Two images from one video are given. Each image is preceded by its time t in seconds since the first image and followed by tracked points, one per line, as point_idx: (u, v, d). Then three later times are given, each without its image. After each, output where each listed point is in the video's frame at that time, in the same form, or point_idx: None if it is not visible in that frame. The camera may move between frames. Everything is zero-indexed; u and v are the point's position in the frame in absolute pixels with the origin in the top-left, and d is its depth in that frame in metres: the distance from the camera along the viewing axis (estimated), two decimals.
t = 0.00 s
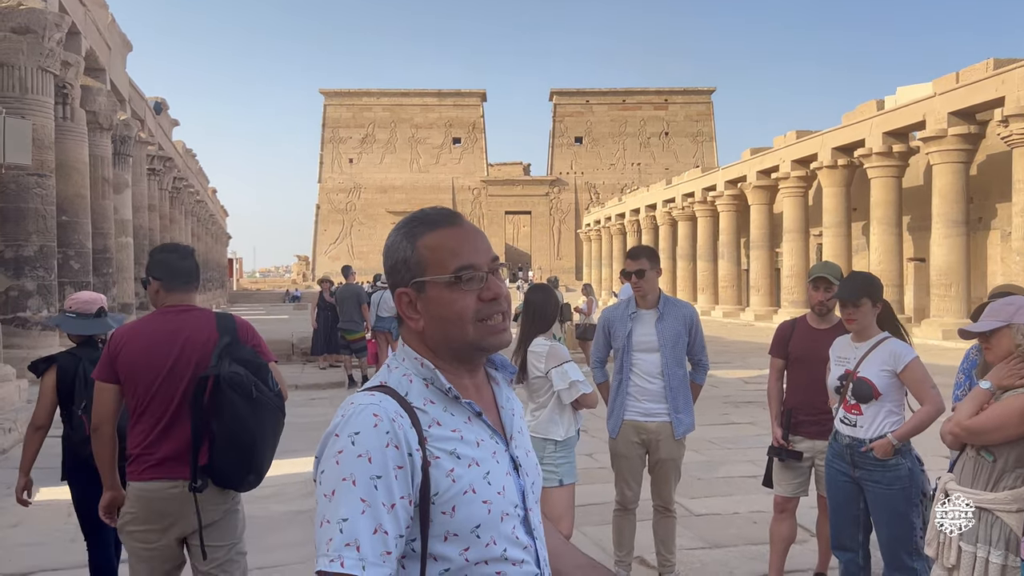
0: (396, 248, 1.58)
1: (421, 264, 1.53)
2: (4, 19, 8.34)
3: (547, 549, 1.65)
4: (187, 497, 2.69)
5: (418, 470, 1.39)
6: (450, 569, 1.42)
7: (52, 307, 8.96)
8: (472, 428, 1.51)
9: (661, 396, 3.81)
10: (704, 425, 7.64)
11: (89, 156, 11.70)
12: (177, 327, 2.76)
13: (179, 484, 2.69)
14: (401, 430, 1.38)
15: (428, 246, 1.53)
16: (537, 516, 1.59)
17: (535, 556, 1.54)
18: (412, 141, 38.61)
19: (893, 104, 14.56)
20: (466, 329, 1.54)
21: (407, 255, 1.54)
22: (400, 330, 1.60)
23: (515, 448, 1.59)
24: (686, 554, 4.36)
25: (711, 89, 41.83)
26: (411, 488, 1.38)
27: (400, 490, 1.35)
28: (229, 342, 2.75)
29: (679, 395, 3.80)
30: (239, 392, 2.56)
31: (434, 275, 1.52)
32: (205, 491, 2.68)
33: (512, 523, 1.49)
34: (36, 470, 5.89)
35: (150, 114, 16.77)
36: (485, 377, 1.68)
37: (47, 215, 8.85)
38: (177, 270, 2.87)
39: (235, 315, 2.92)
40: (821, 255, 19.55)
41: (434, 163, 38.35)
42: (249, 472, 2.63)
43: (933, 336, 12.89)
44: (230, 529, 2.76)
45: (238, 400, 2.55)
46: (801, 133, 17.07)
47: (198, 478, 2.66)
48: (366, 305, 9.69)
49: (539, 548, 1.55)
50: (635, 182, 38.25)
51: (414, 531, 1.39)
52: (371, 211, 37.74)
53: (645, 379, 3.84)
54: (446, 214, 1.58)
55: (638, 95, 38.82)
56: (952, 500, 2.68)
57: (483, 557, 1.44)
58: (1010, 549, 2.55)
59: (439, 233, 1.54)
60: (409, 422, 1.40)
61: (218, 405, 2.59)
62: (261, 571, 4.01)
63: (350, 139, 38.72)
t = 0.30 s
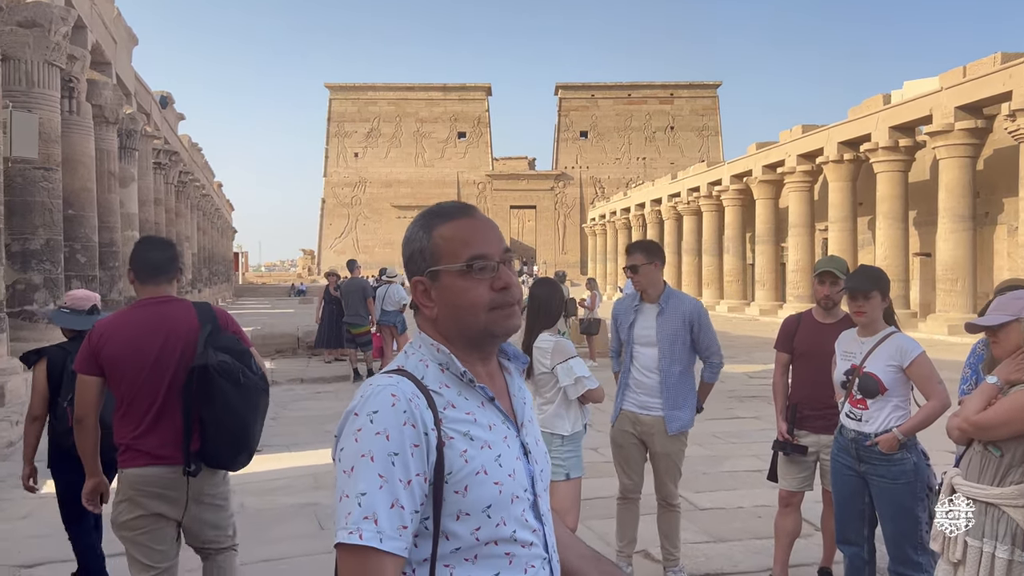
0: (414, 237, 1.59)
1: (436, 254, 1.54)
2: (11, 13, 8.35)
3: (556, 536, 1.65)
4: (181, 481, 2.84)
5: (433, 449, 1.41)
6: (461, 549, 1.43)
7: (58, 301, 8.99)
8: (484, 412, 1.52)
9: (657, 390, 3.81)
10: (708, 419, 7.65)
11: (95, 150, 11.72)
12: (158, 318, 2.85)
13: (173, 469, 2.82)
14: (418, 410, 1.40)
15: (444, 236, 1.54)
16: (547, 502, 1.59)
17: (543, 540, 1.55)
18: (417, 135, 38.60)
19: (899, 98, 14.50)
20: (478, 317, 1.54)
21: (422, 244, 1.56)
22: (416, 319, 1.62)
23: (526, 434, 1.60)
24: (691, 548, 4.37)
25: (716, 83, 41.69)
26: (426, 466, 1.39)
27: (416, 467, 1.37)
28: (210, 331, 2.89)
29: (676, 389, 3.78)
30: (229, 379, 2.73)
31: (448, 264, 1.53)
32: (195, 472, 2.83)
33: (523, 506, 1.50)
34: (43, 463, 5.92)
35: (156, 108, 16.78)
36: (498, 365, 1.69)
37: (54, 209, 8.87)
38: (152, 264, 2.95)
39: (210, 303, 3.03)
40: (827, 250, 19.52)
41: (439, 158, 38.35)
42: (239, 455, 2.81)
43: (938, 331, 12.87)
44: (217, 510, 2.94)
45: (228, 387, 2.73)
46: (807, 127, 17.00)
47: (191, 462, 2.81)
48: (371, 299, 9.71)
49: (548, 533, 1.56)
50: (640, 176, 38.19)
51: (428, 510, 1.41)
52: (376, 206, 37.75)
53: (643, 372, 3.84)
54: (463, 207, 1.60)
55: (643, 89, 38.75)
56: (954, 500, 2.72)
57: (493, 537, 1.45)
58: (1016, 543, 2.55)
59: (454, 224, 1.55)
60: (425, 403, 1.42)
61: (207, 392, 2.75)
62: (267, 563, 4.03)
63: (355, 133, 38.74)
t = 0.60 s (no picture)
0: (424, 232, 1.59)
1: (444, 249, 1.54)
2: (15, 7, 8.36)
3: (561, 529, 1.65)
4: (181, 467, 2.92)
5: (438, 437, 1.42)
6: (463, 536, 1.44)
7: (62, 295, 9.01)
8: (490, 403, 1.52)
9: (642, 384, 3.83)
10: (711, 414, 7.65)
11: (99, 144, 11.74)
12: (151, 314, 2.91)
13: (172, 456, 2.90)
14: (424, 398, 1.41)
15: (453, 232, 1.54)
16: (551, 495, 1.60)
17: (547, 532, 1.55)
18: (420, 130, 38.60)
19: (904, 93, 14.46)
20: (486, 309, 1.54)
21: (432, 239, 1.56)
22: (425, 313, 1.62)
23: (532, 427, 1.60)
24: (694, 543, 4.37)
25: (720, 78, 41.59)
26: (431, 453, 1.41)
27: (420, 453, 1.38)
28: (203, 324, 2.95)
29: (659, 384, 3.77)
30: (222, 368, 2.80)
31: (456, 259, 1.53)
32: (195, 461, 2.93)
33: (525, 497, 1.51)
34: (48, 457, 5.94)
35: (160, 103, 16.80)
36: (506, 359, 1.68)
37: (58, 203, 8.89)
38: (140, 263, 2.98)
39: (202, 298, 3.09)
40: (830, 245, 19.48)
41: (443, 153, 38.36)
42: (235, 439, 2.88)
43: (942, 327, 12.86)
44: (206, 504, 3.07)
45: (220, 375, 2.79)
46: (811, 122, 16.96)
47: (189, 449, 2.90)
48: (375, 294, 9.72)
49: (551, 526, 1.56)
50: (644, 171, 38.14)
51: (432, 496, 1.42)
52: (379, 201, 37.77)
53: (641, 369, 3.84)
54: (472, 203, 1.60)
55: (647, 84, 38.68)
56: (955, 501, 2.70)
57: (495, 525, 1.46)
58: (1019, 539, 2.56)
59: (464, 219, 1.56)
60: (431, 391, 1.43)
61: (202, 382, 2.81)
62: (272, 557, 4.05)
63: (358, 128, 38.76)
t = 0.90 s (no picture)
0: (431, 228, 1.60)
1: (452, 246, 1.54)
2: (16, 4, 8.36)
3: (565, 525, 1.65)
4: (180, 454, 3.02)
5: (436, 433, 1.42)
6: (460, 531, 1.45)
7: (65, 292, 9.02)
8: (490, 401, 1.52)
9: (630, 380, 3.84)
10: (713, 411, 7.65)
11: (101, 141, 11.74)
12: (158, 307, 3.03)
13: (172, 442, 2.99)
14: (422, 395, 1.42)
15: (461, 229, 1.55)
16: (552, 491, 1.59)
17: (548, 528, 1.55)
18: (422, 127, 38.57)
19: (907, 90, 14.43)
20: (492, 307, 1.54)
21: (440, 236, 1.56)
22: (432, 310, 1.62)
23: (534, 425, 1.59)
24: (695, 539, 4.38)
25: (722, 74, 41.52)
26: (428, 448, 1.41)
27: (417, 449, 1.39)
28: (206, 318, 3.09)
29: (643, 381, 3.77)
30: (229, 357, 2.96)
31: (463, 257, 1.53)
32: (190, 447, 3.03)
33: (524, 494, 1.50)
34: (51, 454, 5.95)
35: (162, 100, 16.80)
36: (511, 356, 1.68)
37: (60, 200, 8.89)
38: (147, 258, 3.08)
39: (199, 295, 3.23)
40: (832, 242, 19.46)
41: (445, 149, 38.33)
42: (233, 425, 2.99)
43: (944, 324, 12.85)
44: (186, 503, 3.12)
45: (228, 364, 2.95)
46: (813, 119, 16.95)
47: (191, 434, 3.00)
48: (377, 291, 9.73)
49: (553, 522, 1.56)
50: (646, 168, 38.11)
51: (429, 492, 1.42)
52: (381, 198, 37.76)
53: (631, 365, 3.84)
54: (481, 200, 1.60)
55: (649, 81, 38.63)
56: (955, 501, 2.69)
57: (492, 521, 1.46)
58: (1019, 534, 2.56)
59: (473, 215, 1.56)
60: (430, 388, 1.44)
61: (207, 370, 2.95)
62: (274, 553, 4.06)
63: (360, 125, 38.74)
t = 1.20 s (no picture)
0: (427, 229, 1.61)
1: (443, 246, 1.55)
2: (16, 3, 8.35)
3: (567, 526, 1.65)
4: (169, 439, 3.16)
5: (429, 436, 1.43)
6: (456, 533, 1.45)
7: (65, 291, 9.03)
8: (485, 403, 1.52)
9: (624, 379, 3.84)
10: (713, 409, 7.65)
11: (100, 140, 11.74)
12: (149, 302, 3.19)
13: (167, 427, 3.15)
14: (414, 398, 1.42)
15: (452, 229, 1.56)
16: (551, 492, 1.59)
17: (546, 529, 1.55)
18: (422, 125, 38.56)
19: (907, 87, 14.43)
20: (480, 307, 1.53)
21: (432, 236, 1.57)
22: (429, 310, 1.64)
23: (532, 426, 1.58)
24: (695, 537, 4.38)
25: (722, 72, 41.50)
26: (421, 452, 1.42)
27: (409, 453, 1.40)
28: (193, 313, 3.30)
29: (637, 379, 3.78)
30: (224, 349, 3.19)
31: (452, 257, 1.54)
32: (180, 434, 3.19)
33: (520, 496, 1.50)
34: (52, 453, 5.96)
35: (162, 99, 16.79)
36: (511, 357, 1.67)
37: (60, 199, 8.90)
38: (136, 256, 3.22)
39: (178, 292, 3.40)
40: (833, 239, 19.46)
41: (445, 148, 38.33)
42: (223, 412, 3.22)
43: (944, 322, 12.84)
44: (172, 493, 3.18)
45: (223, 356, 3.19)
46: (813, 117, 16.95)
47: (184, 420, 3.19)
48: (377, 290, 9.74)
49: (552, 523, 1.56)
50: (646, 166, 38.11)
51: (422, 494, 1.43)
52: (381, 196, 37.75)
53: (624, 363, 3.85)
54: (475, 201, 1.61)
55: (649, 79, 38.62)
56: (955, 501, 2.70)
57: (487, 523, 1.46)
58: (1018, 531, 2.56)
59: (464, 215, 1.57)
60: (423, 391, 1.44)
61: (202, 362, 3.16)
62: (275, 552, 4.06)
63: (360, 124, 38.73)
